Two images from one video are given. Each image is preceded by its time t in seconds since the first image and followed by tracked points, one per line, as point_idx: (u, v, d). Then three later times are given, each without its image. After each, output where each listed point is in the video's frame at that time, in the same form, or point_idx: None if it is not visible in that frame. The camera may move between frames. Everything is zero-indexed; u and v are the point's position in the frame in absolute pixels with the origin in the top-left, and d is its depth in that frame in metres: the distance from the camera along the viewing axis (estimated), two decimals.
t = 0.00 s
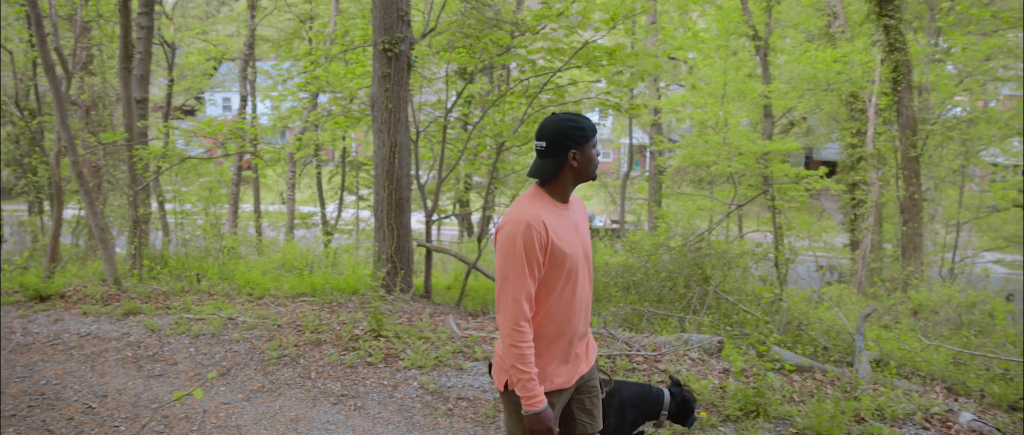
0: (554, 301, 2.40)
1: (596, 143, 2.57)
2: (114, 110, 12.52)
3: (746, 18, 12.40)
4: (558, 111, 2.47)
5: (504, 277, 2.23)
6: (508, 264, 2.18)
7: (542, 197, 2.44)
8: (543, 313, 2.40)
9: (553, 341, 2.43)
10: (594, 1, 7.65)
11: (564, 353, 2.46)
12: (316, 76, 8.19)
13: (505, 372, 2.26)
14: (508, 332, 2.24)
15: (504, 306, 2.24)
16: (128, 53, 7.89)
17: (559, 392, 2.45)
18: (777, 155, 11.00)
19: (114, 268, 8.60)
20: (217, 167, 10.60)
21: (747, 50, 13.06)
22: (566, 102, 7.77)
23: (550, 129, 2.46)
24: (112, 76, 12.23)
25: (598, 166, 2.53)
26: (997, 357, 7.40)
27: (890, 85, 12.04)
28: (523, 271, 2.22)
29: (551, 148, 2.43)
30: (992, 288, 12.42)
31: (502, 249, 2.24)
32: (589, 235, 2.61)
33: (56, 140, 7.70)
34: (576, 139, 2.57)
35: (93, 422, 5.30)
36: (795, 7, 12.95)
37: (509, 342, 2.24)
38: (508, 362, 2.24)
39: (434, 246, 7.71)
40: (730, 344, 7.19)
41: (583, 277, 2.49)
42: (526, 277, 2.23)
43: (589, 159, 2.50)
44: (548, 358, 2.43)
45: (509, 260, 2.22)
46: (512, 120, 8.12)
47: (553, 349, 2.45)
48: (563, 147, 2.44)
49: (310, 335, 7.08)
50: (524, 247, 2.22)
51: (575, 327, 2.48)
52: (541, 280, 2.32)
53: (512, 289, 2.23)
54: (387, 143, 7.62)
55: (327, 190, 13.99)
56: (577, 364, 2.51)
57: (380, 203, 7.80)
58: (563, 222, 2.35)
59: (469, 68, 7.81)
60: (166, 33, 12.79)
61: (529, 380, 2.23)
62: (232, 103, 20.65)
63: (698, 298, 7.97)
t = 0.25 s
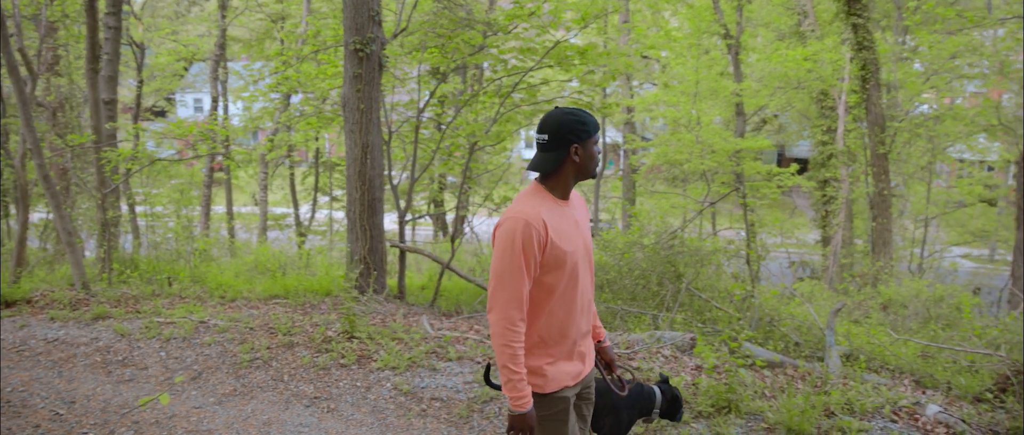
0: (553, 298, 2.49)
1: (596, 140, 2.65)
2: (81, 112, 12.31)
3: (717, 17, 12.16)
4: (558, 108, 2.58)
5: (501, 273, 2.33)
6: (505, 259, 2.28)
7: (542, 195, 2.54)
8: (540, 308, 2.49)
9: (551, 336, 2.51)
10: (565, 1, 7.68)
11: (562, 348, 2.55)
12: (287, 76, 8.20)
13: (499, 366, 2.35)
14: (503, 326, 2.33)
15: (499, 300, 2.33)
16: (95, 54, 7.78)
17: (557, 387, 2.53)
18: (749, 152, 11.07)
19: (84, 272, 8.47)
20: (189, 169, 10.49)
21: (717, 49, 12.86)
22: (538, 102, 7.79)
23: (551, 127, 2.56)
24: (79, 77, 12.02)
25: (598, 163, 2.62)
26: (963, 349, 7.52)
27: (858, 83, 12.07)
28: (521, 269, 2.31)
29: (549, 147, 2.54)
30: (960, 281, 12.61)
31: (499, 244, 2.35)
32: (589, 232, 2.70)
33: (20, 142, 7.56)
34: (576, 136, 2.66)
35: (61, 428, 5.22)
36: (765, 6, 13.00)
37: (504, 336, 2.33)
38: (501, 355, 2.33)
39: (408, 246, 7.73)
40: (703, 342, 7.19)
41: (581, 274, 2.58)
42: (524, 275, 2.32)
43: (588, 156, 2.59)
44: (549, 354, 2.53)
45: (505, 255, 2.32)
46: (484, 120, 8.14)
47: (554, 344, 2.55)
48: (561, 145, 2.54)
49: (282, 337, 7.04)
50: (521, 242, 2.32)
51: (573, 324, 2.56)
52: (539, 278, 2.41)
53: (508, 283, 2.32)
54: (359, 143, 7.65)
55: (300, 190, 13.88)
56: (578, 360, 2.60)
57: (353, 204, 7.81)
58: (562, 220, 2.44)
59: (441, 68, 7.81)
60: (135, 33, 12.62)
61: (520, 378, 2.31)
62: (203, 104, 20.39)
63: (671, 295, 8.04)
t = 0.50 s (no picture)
0: (552, 301, 2.46)
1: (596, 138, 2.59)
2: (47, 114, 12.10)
3: (688, 15, 12.14)
4: (556, 107, 2.53)
5: (492, 276, 2.31)
6: (495, 263, 2.25)
7: (539, 197, 2.50)
8: (535, 310, 2.47)
9: (546, 338, 2.48)
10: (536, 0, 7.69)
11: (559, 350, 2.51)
12: (258, 77, 8.16)
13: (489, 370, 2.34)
14: (494, 329, 2.31)
15: (491, 304, 2.31)
16: (61, 55, 7.68)
17: (553, 390, 2.50)
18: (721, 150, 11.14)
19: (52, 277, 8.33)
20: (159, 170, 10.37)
21: (690, 47, 12.97)
22: (511, 101, 7.80)
23: (548, 126, 2.52)
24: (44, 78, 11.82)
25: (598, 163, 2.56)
26: (930, 343, 7.64)
27: (828, 81, 12.19)
28: (513, 274, 2.29)
29: (546, 147, 2.49)
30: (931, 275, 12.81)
31: (491, 246, 2.33)
32: (590, 232, 2.66)
33: None
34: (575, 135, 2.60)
35: None
36: (737, 4, 12.97)
37: (494, 340, 2.31)
38: (491, 358, 2.31)
39: (381, 247, 7.74)
40: (675, 339, 7.21)
41: (582, 275, 2.54)
42: (515, 280, 2.30)
43: (587, 156, 2.53)
44: (550, 356, 2.50)
45: (497, 259, 2.30)
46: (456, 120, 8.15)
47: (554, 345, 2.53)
48: (558, 145, 2.49)
49: (254, 340, 6.99)
50: (513, 246, 2.29)
51: (570, 326, 2.52)
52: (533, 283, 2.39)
53: (499, 286, 2.30)
54: (330, 144, 7.65)
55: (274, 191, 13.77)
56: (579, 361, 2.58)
57: (325, 205, 7.79)
58: (558, 223, 2.40)
59: (413, 68, 7.80)
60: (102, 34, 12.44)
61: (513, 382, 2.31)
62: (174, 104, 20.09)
63: (644, 293, 8.09)
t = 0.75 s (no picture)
0: (550, 307, 2.45)
1: (592, 141, 2.57)
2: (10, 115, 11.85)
3: (660, 15, 12.50)
4: (550, 111, 2.50)
5: (490, 283, 2.30)
6: (492, 270, 2.24)
7: (535, 201, 2.48)
8: (534, 317, 2.45)
9: (545, 344, 2.47)
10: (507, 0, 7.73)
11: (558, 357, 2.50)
12: (227, 78, 8.09)
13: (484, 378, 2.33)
14: (491, 337, 2.30)
15: (489, 311, 2.30)
16: (23, 55, 7.55)
17: (553, 396, 2.48)
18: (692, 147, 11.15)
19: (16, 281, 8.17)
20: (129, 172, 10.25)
21: (661, 46, 13.19)
22: (482, 102, 7.84)
23: (541, 130, 2.50)
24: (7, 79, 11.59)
25: (594, 168, 2.54)
26: (897, 337, 7.77)
27: (797, 79, 12.46)
28: (508, 281, 2.27)
29: (541, 152, 2.48)
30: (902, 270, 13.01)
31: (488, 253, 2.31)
32: (588, 236, 2.64)
33: None
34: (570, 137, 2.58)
35: None
36: (706, 3, 12.99)
37: (492, 348, 2.30)
38: (489, 366, 2.29)
39: (352, 248, 7.72)
40: (646, 336, 7.28)
41: (579, 280, 2.53)
42: (510, 287, 2.28)
43: (583, 159, 2.51)
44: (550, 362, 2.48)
45: (494, 266, 2.28)
46: (427, 121, 8.16)
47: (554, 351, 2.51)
48: (553, 149, 2.47)
49: (224, 343, 6.93)
50: (510, 253, 2.27)
51: (569, 332, 2.51)
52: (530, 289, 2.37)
53: (497, 294, 2.28)
54: (300, 145, 7.61)
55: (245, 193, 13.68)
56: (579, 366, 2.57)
57: (295, 206, 7.74)
58: (553, 228, 2.39)
59: (383, 68, 7.80)
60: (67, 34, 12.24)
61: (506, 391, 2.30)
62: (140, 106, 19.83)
63: (615, 291, 8.14)
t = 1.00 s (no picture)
0: (552, 318, 2.42)
1: (589, 149, 2.53)
2: None
3: (630, 14, 12.22)
4: (544, 118, 2.47)
5: (490, 295, 2.26)
6: (491, 282, 2.20)
7: (533, 212, 2.44)
8: (534, 328, 2.42)
9: (547, 357, 2.43)
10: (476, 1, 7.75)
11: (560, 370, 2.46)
12: (194, 79, 8.01)
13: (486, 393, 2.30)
14: (492, 350, 2.27)
15: (490, 324, 2.27)
16: None
17: (555, 411, 2.44)
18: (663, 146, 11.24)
19: None
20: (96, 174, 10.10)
21: (632, 45, 13.18)
22: (452, 102, 7.86)
23: (535, 139, 2.46)
24: None
25: (591, 175, 2.50)
26: (865, 331, 7.88)
27: (766, 77, 12.63)
28: (508, 293, 2.24)
29: (537, 161, 2.44)
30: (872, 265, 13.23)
31: (487, 264, 2.27)
32: (588, 245, 2.61)
33: None
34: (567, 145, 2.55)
35: None
36: (677, 2, 12.94)
37: (493, 361, 2.26)
38: (489, 380, 2.26)
39: (323, 250, 7.71)
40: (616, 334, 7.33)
41: (580, 291, 2.49)
42: (510, 300, 2.24)
43: (580, 167, 2.47)
44: (551, 374, 2.44)
45: (494, 277, 2.25)
46: (398, 121, 8.16)
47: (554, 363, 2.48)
48: (549, 157, 2.43)
49: (194, 347, 6.86)
50: (509, 265, 2.24)
51: (570, 343, 2.47)
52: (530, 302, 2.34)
53: (497, 307, 2.24)
54: (269, 147, 7.56)
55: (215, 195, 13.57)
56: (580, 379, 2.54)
57: (265, 208, 7.70)
58: (552, 238, 2.35)
59: (353, 68, 7.77)
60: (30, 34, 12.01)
61: (507, 404, 2.27)
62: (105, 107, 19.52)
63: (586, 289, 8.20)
